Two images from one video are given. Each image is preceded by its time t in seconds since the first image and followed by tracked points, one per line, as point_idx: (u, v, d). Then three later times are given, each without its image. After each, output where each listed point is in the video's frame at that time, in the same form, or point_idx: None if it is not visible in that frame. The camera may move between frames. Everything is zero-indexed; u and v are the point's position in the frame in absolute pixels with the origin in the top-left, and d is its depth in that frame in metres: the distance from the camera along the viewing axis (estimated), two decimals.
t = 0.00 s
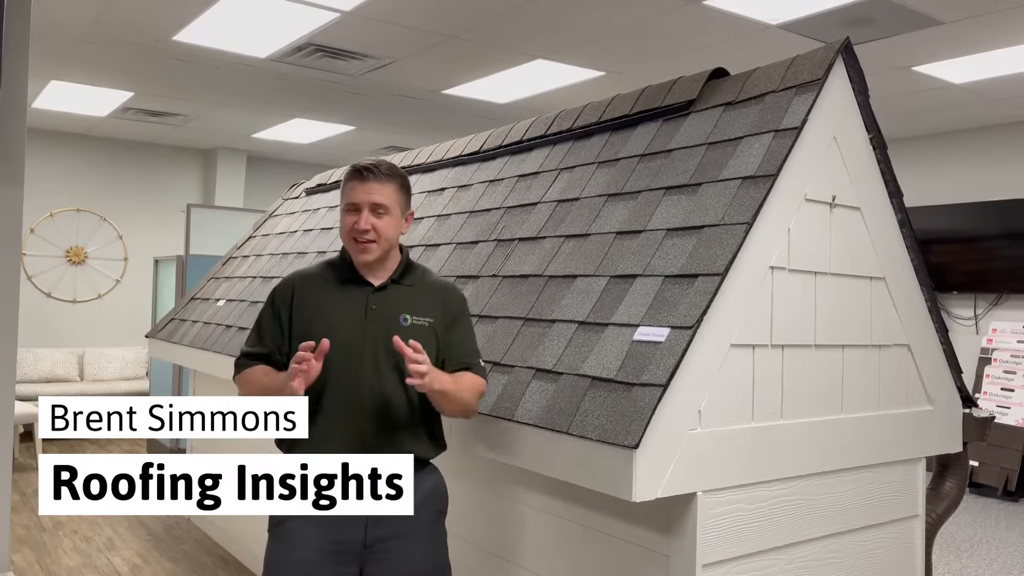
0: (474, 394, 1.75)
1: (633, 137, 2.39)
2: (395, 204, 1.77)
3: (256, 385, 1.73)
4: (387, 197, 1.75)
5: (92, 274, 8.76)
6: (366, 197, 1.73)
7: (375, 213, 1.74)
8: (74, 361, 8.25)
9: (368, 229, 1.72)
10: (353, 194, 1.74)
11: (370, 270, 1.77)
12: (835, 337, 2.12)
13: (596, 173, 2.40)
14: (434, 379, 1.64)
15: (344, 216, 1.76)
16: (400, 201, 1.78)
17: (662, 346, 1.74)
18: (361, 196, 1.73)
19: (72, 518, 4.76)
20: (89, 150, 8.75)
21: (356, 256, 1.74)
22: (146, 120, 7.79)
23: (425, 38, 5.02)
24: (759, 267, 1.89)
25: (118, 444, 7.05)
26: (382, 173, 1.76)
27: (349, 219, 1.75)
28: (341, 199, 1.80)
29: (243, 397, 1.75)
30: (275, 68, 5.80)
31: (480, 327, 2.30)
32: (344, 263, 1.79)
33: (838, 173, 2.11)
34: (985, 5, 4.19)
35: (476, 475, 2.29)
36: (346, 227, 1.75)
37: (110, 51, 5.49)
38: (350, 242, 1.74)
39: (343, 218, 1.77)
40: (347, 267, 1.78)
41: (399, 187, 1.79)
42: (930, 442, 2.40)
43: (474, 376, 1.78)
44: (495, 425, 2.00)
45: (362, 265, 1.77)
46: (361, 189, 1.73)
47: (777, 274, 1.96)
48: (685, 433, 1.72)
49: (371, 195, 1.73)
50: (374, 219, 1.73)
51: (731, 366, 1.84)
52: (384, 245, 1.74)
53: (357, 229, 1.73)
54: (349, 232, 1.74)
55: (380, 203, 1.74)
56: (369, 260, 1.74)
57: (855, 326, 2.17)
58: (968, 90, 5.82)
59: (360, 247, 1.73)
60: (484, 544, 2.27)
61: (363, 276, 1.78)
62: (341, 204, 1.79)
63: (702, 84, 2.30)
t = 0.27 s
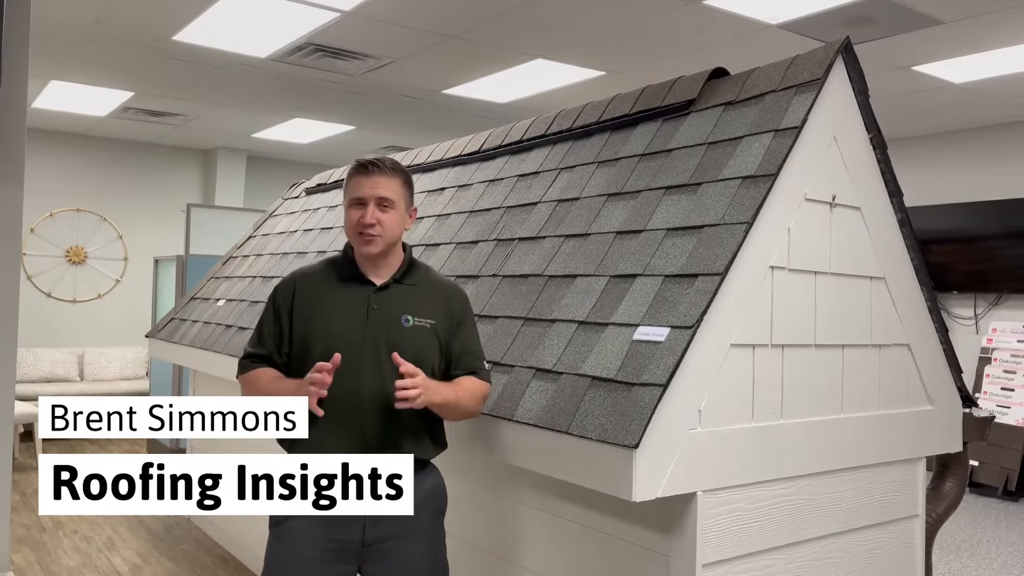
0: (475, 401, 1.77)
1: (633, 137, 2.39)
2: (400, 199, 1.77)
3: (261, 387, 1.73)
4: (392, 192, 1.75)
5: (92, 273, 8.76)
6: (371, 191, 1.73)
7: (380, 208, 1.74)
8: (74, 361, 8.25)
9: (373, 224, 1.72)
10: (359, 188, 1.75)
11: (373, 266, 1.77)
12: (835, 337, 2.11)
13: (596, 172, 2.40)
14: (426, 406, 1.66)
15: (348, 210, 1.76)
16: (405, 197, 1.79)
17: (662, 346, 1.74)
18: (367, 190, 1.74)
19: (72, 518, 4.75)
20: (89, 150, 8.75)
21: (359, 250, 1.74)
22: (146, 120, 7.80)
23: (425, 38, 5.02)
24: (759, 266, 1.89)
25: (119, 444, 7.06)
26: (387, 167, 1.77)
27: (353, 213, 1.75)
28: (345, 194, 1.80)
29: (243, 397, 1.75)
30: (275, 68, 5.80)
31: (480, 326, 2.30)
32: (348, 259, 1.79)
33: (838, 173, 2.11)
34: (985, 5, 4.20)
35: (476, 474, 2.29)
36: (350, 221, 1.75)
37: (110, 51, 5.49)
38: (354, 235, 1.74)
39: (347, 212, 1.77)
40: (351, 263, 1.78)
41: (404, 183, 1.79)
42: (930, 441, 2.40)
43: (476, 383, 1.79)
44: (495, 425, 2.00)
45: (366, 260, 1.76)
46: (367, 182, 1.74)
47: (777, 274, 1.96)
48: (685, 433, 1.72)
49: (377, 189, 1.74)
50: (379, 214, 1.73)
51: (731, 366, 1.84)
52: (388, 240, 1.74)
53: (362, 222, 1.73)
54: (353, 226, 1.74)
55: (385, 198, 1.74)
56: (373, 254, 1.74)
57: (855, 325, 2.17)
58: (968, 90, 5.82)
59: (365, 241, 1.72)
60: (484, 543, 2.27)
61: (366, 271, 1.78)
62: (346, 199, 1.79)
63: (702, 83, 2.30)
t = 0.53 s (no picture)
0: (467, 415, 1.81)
1: (633, 136, 2.39)
2: (402, 203, 1.77)
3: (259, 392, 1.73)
4: (396, 196, 1.75)
5: (92, 273, 8.76)
6: (375, 194, 1.73)
7: (383, 211, 1.74)
8: (74, 361, 8.25)
9: (374, 227, 1.72)
10: (363, 190, 1.74)
11: (373, 267, 1.78)
12: (835, 337, 2.11)
13: (596, 172, 2.40)
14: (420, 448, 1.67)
15: (350, 211, 1.75)
16: (407, 200, 1.78)
17: (662, 346, 1.74)
18: (370, 193, 1.73)
19: (72, 519, 4.75)
20: (89, 149, 8.75)
21: (360, 252, 1.74)
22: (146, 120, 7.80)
23: (425, 38, 5.02)
24: (759, 266, 1.89)
25: (118, 443, 7.06)
26: (392, 170, 1.76)
27: (356, 215, 1.74)
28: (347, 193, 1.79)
29: (242, 397, 1.75)
30: (275, 68, 5.80)
31: (480, 326, 2.30)
32: (347, 258, 1.79)
33: (838, 173, 2.10)
34: (985, 5, 4.20)
35: (475, 474, 2.30)
36: (352, 223, 1.74)
37: (110, 50, 5.49)
38: (356, 237, 1.74)
39: (349, 213, 1.76)
40: (350, 262, 1.78)
41: (408, 185, 1.79)
42: (930, 441, 2.40)
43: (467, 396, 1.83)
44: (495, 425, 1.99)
45: (366, 261, 1.77)
46: (371, 186, 1.73)
47: (777, 273, 1.96)
48: (685, 433, 1.72)
49: (381, 193, 1.73)
50: (381, 217, 1.73)
51: (731, 366, 1.84)
52: (388, 243, 1.74)
53: (364, 225, 1.72)
54: (355, 228, 1.73)
55: (388, 202, 1.74)
56: (374, 257, 1.74)
57: (856, 325, 2.17)
58: (967, 90, 5.83)
59: (366, 243, 1.72)
60: (483, 543, 2.27)
61: (365, 272, 1.78)
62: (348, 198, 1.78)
63: (702, 83, 2.30)
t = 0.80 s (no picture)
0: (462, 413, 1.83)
1: (633, 136, 2.39)
2: (401, 204, 1.77)
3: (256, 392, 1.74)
4: (395, 197, 1.75)
5: (92, 273, 8.76)
6: (374, 195, 1.73)
7: (381, 212, 1.74)
8: (74, 360, 8.25)
9: (373, 229, 1.72)
10: (361, 191, 1.73)
11: (370, 267, 1.78)
12: (835, 337, 2.11)
13: (596, 172, 2.40)
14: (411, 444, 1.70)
15: (348, 212, 1.75)
16: (406, 200, 1.79)
17: (663, 346, 1.74)
18: (370, 194, 1.73)
19: (73, 518, 4.75)
20: (89, 149, 8.75)
21: (359, 253, 1.74)
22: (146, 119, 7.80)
23: (425, 38, 5.02)
24: (759, 266, 1.89)
25: (118, 443, 7.05)
26: (390, 171, 1.76)
27: (354, 215, 1.74)
28: (344, 193, 1.79)
29: (241, 397, 1.75)
30: (275, 68, 5.80)
31: (480, 326, 2.30)
32: (343, 257, 1.79)
33: (838, 173, 2.10)
34: (985, 5, 4.20)
35: (475, 474, 2.30)
36: (350, 224, 1.74)
37: (110, 51, 5.50)
38: (354, 238, 1.74)
39: (346, 213, 1.76)
40: (347, 262, 1.78)
41: (406, 186, 1.79)
42: (930, 441, 2.40)
43: (463, 393, 1.83)
44: (494, 425, 2.00)
45: (364, 262, 1.77)
46: (369, 187, 1.73)
47: (777, 273, 1.96)
48: (684, 433, 1.72)
49: (380, 194, 1.73)
50: (380, 219, 1.73)
51: (731, 366, 1.84)
52: (387, 244, 1.75)
53: (362, 227, 1.73)
54: (354, 228, 1.73)
55: (387, 203, 1.74)
56: (372, 257, 1.74)
57: (856, 325, 2.17)
58: (967, 90, 5.83)
59: (366, 244, 1.73)
60: (483, 543, 2.27)
61: (362, 272, 1.79)
62: (345, 199, 1.78)
63: (702, 84, 2.30)
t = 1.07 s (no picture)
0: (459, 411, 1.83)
1: (633, 137, 2.39)
2: (398, 200, 1.78)
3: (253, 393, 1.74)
4: (392, 195, 1.76)
5: (92, 273, 8.77)
6: (372, 193, 1.73)
7: (379, 210, 1.74)
8: (74, 361, 8.25)
9: (373, 226, 1.73)
10: (358, 189, 1.74)
11: (368, 267, 1.78)
12: (836, 337, 2.11)
13: (596, 172, 2.40)
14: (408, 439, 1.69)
15: (345, 211, 1.75)
16: (402, 198, 1.79)
17: (663, 346, 1.74)
18: (367, 192, 1.73)
19: (72, 518, 4.75)
20: (89, 149, 8.75)
21: (358, 252, 1.74)
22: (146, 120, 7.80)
23: (425, 38, 5.03)
24: (759, 266, 1.89)
25: (119, 444, 7.06)
26: (386, 170, 1.76)
27: (352, 214, 1.74)
28: (339, 193, 1.78)
29: (241, 397, 1.74)
30: (275, 68, 5.80)
31: (480, 327, 2.30)
32: (340, 257, 1.78)
33: (838, 173, 2.10)
34: (985, 5, 4.20)
35: (475, 474, 2.29)
36: (348, 223, 1.74)
37: (111, 51, 5.50)
38: (353, 237, 1.74)
39: (343, 213, 1.76)
40: (344, 261, 1.78)
41: (401, 184, 1.80)
42: (930, 442, 2.40)
43: (461, 391, 1.84)
44: (494, 425, 2.00)
45: (362, 261, 1.77)
46: (366, 185, 1.73)
47: (777, 273, 1.96)
48: (685, 433, 1.72)
49: (378, 192, 1.74)
50: (379, 216, 1.74)
51: (731, 366, 1.84)
52: (386, 241, 1.76)
53: (362, 225, 1.73)
54: (353, 227, 1.73)
55: (385, 200, 1.74)
56: (372, 255, 1.75)
57: (856, 325, 2.17)
58: (967, 90, 5.83)
59: (365, 242, 1.73)
60: (484, 543, 2.27)
61: (359, 271, 1.78)
62: (340, 198, 1.78)
63: (702, 84, 2.30)
